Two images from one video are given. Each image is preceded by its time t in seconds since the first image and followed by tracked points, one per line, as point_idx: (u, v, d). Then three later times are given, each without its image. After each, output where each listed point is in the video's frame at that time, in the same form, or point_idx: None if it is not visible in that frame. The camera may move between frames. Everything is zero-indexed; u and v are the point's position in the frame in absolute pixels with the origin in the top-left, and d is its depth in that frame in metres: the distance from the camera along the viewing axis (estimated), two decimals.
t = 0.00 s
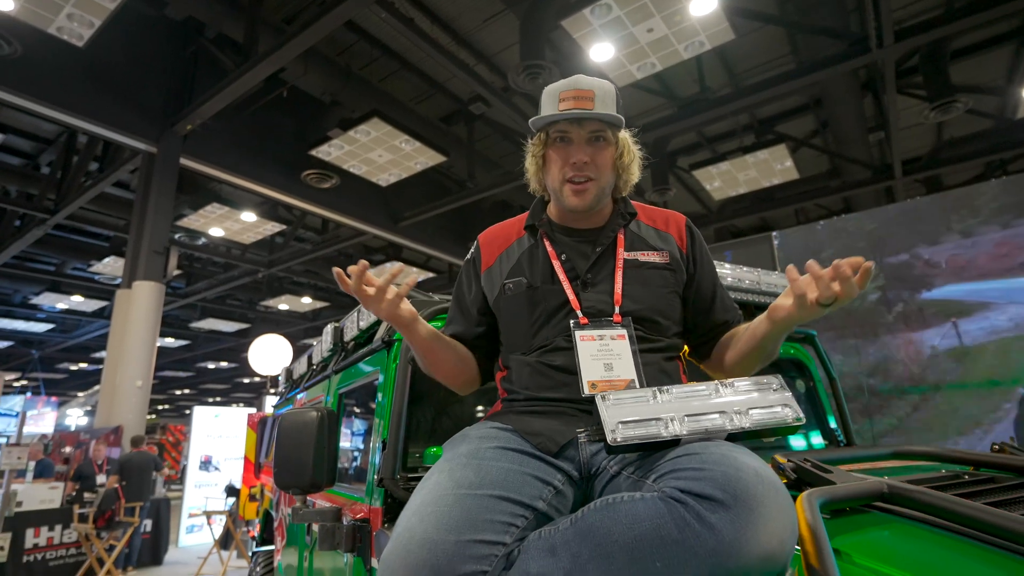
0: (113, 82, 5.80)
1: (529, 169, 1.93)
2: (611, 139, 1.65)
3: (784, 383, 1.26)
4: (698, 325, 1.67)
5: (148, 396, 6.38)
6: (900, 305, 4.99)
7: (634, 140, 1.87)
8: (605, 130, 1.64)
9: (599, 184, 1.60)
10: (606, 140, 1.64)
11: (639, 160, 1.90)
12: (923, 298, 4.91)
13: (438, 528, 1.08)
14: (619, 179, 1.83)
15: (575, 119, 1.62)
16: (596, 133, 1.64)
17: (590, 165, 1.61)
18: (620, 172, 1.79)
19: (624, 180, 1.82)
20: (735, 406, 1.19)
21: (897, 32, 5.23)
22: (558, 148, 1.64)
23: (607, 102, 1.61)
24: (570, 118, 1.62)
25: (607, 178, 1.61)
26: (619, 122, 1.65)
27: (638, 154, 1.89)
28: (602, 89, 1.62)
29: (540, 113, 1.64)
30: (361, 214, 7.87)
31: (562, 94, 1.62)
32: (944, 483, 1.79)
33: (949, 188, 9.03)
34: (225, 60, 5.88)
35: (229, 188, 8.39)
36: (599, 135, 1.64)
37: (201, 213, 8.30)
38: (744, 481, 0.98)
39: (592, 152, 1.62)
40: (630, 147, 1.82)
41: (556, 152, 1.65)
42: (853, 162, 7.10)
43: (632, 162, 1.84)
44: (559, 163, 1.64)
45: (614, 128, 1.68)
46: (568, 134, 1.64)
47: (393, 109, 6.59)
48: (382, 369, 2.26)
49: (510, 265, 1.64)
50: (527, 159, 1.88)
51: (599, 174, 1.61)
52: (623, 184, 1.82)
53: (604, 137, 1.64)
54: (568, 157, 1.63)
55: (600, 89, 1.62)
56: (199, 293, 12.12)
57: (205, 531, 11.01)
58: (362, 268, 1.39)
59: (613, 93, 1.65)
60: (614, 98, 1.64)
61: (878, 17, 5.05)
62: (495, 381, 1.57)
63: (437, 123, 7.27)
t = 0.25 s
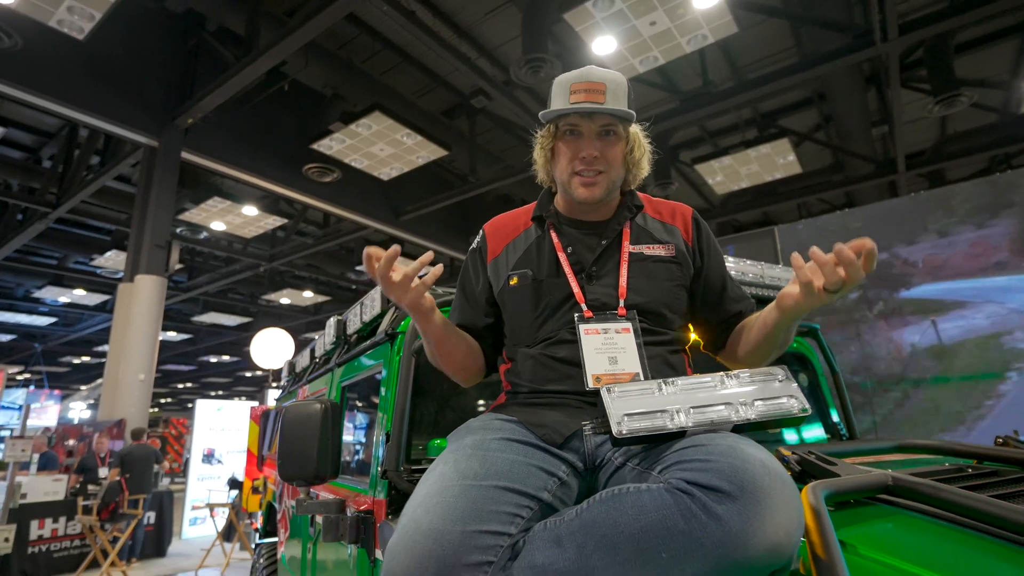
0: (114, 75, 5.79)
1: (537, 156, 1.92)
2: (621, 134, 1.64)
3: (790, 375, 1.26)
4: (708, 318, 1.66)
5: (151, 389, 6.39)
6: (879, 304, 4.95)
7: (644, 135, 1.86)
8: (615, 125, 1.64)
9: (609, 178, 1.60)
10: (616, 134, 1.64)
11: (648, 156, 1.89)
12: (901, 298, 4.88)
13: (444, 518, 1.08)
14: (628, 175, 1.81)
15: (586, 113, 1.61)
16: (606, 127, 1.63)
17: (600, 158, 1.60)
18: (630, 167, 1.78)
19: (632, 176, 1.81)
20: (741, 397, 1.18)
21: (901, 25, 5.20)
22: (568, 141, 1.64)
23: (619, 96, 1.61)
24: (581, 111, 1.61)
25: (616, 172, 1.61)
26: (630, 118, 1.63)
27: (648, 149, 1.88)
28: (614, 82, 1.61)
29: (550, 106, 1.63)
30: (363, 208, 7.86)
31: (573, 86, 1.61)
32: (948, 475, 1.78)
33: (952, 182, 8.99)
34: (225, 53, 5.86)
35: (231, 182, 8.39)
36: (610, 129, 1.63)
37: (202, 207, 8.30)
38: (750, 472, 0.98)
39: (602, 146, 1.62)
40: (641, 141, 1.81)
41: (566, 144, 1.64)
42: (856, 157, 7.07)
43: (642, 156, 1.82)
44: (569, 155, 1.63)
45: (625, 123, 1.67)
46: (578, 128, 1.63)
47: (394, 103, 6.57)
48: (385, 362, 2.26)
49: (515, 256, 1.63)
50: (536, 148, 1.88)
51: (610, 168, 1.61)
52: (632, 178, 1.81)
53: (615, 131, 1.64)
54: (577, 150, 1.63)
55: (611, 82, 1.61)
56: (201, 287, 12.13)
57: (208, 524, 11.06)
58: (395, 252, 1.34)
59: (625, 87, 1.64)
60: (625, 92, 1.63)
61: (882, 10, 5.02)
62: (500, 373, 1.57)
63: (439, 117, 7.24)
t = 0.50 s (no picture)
0: (111, 70, 5.74)
1: (544, 150, 1.89)
2: (643, 124, 1.67)
3: (801, 375, 1.24)
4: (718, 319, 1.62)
5: (148, 386, 6.35)
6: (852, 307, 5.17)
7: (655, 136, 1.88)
8: (639, 114, 1.66)
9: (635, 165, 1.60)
10: (641, 118, 1.66)
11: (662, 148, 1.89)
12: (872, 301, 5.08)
13: (450, 521, 1.06)
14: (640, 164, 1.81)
15: (615, 97, 1.64)
16: (633, 111, 1.65)
17: (627, 143, 1.61)
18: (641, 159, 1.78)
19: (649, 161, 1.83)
20: (752, 398, 1.16)
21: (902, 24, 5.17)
22: (595, 124, 1.64)
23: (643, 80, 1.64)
24: (610, 95, 1.63)
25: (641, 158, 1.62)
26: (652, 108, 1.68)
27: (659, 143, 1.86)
28: (631, 72, 1.67)
29: (579, 89, 1.63)
30: (361, 204, 7.82)
31: (601, 73, 1.65)
32: (956, 476, 1.76)
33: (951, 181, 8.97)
34: (223, 47, 5.81)
35: (229, 178, 8.34)
36: (635, 115, 1.66)
37: (200, 203, 8.25)
38: (766, 476, 0.96)
39: (630, 130, 1.63)
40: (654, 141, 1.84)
41: (593, 130, 1.63)
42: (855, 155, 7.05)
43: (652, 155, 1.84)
44: (599, 138, 1.62)
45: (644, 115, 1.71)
46: (607, 112, 1.64)
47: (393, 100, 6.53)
48: (386, 360, 2.23)
49: (521, 252, 1.61)
50: (545, 142, 1.86)
51: (635, 153, 1.62)
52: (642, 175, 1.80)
53: (640, 116, 1.66)
54: (606, 135, 1.62)
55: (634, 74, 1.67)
56: (198, 283, 12.09)
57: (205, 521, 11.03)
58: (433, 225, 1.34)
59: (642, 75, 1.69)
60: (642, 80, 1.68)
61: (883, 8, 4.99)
62: (505, 371, 1.55)
63: (438, 114, 7.20)
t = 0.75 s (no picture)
0: (103, 68, 5.68)
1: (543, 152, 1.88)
2: (635, 113, 1.66)
3: (809, 378, 1.22)
4: (724, 314, 1.56)
5: (141, 387, 6.30)
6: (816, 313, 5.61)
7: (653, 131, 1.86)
8: (630, 103, 1.65)
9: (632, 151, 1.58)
10: (633, 108, 1.66)
11: (658, 135, 1.87)
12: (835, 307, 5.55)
13: (453, 529, 1.03)
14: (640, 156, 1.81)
15: (606, 87, 1.63)
16: (625, 100, 1.66)
17: (621, 129, 1.59)
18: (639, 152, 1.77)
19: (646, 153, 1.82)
20: (761, 401, 1.14)
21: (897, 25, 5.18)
22: (589, 117, 1.62)
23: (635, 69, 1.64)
24: (602, 86, 1.63)
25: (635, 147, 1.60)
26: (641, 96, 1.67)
27: (658, 134, 1.85)
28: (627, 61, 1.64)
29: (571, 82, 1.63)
30: (357, 204, 7.78)
31: (589, 64, 1.64)
32: (962, 479, 1.74)
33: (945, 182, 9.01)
34: (217, 46, 5.76)
35: (223, 177, 8.28)
36: (628, 103, 1.66)
37: (193, 202, 8.19)
38: (779, 482, 0.94)
39: (625, 117, 1.63)
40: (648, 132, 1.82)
41: (588, 119, 1.62)
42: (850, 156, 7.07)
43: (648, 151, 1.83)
44: (595, 127, 1.60)
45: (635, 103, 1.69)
46: (599, 102, 1.64)
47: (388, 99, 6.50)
48: (384, 361, 2.20)
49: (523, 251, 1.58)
50: (543, 143, 1.85)
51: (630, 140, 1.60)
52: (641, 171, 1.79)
53: (632, 105, 1.67)
54: (599, 123, 1.61)
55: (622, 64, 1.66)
56: (192, 283, 12.01)
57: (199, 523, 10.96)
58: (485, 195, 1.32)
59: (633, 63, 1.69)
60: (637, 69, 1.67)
61: (878, 9, 5.00)
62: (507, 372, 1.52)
63: (433, 113, 7.18)
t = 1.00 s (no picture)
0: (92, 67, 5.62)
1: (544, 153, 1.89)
2: (631, 108, 1.65)
3: (809, 382, 1.22)
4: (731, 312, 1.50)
5: (130, 389, 6.23)
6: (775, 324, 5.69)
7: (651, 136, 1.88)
8: (626, 98, 1.65)
9: (624, 147, 1.56)
10: (627, 106, 1.64)
11: (653, 139, 1.89)
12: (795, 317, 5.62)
13: (449, 537, 1.02)
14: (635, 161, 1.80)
15: (602, 83, 1.63)
16: (618, 98, 1.64)
17: (613, 125, 1.57)
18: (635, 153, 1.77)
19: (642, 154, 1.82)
20: (761, 406, 1.13)
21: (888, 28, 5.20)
22: (583, 110, 1.62)
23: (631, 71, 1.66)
24: (596, 83, 1.63)
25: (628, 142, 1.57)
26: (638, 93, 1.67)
27: (651, 141, 1.87)
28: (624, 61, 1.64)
29: (569, 75, 1.65)
30: (349, 205, 7.73)
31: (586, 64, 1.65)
32: (958, 482, 1.71)
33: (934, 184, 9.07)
34: (207, 45, 5.71)
35: (214, 178, 8.22)
36: (621, 101, 1.63)
37: (184, 203, 8.11)
38: (780, 489, 0.93)
39: (617, 114, 1.61)
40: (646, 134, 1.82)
41: (581, 116, 1.61)
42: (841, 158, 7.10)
43: (645, 153, 1.83)
44: (587, 124, 1.60)
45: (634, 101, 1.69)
46: (593, 98, 1.63)
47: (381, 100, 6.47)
48: (378, 365, 2.17)
49: (521, 251, 1.57)
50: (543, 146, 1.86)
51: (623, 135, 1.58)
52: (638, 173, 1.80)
53: (626, 104, 1.64)
54: (591, 120, 1.60)
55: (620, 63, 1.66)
56: (182, 284, 11.90)
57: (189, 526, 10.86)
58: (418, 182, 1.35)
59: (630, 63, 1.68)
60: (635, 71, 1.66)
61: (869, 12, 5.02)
62: (503, 376, 1.51)
63: (426, 114, 7.14)
